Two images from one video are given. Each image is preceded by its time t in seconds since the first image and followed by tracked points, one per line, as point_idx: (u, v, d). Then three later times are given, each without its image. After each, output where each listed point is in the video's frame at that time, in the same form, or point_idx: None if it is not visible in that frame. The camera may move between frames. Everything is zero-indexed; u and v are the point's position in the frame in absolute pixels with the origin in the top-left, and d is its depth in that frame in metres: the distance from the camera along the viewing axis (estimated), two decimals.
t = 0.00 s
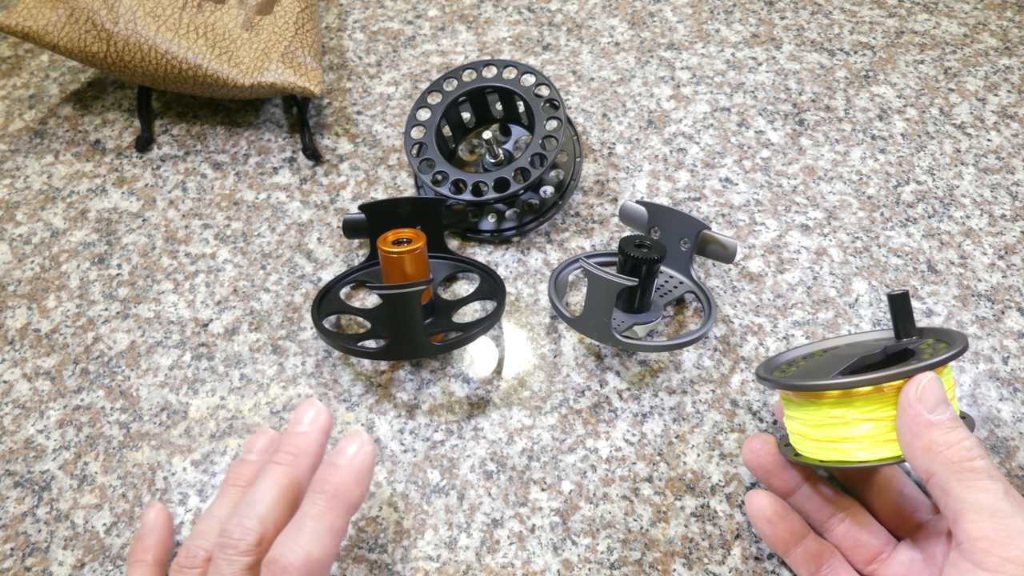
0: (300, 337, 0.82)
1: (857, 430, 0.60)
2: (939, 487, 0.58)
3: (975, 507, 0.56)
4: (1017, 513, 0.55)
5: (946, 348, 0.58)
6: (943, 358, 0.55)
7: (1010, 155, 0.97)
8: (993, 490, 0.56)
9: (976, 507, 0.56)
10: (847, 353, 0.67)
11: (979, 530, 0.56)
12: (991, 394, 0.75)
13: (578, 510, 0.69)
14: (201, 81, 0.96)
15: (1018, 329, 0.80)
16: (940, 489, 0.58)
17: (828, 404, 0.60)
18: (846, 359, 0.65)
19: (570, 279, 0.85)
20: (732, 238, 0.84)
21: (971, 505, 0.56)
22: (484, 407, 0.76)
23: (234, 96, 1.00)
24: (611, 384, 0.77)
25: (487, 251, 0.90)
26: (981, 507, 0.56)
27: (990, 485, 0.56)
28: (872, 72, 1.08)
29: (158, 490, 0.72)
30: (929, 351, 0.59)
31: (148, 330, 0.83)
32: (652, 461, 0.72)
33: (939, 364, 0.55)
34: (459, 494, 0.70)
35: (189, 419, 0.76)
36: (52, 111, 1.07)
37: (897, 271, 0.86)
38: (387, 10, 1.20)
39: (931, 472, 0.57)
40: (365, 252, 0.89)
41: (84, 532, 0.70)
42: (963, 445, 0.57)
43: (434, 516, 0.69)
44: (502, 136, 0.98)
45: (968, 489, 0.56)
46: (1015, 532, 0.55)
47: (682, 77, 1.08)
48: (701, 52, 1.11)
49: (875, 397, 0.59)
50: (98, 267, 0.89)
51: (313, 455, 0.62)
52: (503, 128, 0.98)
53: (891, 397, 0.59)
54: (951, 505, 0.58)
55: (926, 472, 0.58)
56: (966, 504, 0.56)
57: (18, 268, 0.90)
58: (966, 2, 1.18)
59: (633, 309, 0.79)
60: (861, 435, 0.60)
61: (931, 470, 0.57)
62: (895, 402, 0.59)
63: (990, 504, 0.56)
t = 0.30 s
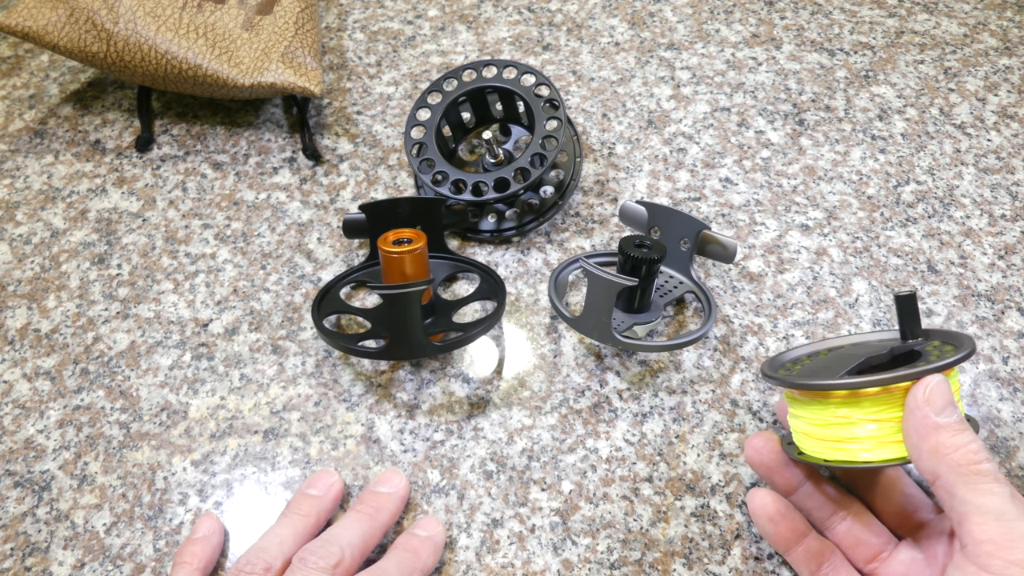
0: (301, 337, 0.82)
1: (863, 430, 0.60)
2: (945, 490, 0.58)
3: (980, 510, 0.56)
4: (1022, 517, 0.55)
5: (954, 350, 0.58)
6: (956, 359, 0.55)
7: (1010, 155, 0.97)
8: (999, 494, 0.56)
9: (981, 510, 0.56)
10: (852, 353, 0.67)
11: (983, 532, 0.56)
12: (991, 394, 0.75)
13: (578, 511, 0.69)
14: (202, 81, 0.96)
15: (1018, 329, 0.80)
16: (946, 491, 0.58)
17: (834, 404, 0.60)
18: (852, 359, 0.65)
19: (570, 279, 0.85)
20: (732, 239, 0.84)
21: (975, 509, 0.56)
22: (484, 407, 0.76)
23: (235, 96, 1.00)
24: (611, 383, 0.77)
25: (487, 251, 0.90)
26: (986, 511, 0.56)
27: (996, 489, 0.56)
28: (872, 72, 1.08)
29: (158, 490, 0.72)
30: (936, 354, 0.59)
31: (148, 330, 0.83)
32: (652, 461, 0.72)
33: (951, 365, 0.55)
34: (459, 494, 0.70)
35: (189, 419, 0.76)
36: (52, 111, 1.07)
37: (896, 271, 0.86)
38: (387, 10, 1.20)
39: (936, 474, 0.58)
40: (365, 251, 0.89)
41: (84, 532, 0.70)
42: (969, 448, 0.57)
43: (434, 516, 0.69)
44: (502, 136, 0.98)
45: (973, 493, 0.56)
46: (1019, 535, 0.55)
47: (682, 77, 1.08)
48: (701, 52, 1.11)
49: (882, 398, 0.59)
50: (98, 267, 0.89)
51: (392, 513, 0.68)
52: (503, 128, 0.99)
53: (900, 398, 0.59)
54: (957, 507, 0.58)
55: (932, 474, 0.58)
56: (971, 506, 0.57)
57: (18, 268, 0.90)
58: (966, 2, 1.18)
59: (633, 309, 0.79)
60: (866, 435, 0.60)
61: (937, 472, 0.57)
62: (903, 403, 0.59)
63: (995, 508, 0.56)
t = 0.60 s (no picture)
0: (301, 337, 0.82)
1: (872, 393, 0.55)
2: (961, 442, 0.56)
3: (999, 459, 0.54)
4: None
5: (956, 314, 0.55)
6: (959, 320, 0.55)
7: (1010, 155, 0.97)
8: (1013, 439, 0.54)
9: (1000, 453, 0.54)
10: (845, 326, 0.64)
11: (1000, 478, 0.54)
12: (991, 393, 0.75)
13: (578, 511, 0.69)
14: (201, 81, 0.96)
15: (1018, 329, 0.80)
16: (965, 443, 0.56)
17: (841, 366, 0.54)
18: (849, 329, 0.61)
19: (570, 279, 0.85)
20: (732, 239, 0.84)
21: (994, 453, 0.54)
22: (484, 407, 0.76)
23: (235, 96, 1.00)
24: (611, 383, 0.77)
25: (487, 251, 0.90)
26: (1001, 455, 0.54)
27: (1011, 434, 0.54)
28: (872, 72, 1.08)
29: (158, 490, 0.72)
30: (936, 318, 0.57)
31: (148, 330, 0.83)
32: (652, 461, 0.72)
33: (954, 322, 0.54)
34: (459, 494, 0.70)
35: (189, 419, 0.76)
36: (52, 111, 1.07)
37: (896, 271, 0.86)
38: (387, 10, 1.20)
39: (952, 427, 0.56)
40: (365, 251, 0.89)
41: (84, 532, 0.70)
42: (981, 402, 0.56)
43: (434, 516, 0.69)
44: (502, 136, 0.98)
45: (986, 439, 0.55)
46: None
47: (682, 77, 1.08)
48: (701, 52, 1.11)
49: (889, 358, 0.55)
50: (98, 267, 0.89)
51: (385, 516, 0.68)
52: (503, 128, 0.99)
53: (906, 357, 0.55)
54: (974, 458, 0.55)
55: (948, 427, 0.56)
56: (989, 453, 0.54)
57: (18, 268, 0.90)
58: (966, 2, 1.18)
59: (633, 309, 0.79)
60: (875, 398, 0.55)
61: (954, 423, 0.56)
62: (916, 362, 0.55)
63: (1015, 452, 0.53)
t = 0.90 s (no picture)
0: (301, 337, 0.82)
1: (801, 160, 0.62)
2: (905, 222, 0.56)
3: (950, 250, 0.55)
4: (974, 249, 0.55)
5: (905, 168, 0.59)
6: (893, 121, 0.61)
7: (1010, 155, 0.97)
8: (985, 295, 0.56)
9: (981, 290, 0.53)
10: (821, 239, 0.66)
11: (930, 252, 0.55)
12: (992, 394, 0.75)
13: (578, 511, 0.69)
14: (201, 81, 0.96)
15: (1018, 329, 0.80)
16: (910, 217, 0.56)
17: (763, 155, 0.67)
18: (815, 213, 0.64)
19: (570, 279, 0.85)
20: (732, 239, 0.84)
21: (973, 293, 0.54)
22: (484, 407, 0.76)
23: (234, 96, 1.00)
24: (611, 384, 0.77)
25: (487, 251, 0.90)
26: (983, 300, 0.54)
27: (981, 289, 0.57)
28: (872, 72, 1.08)
29: (158, 490, 0.72)
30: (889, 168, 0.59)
31: (148, 330, 0.83)
32: (652, 461, 0.72)
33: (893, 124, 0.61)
34: (459, 494, 0.70)
35: (189, 419, 0.76)
36: (52, 111, 1.07)
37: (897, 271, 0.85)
38: (387, 10, 1.20)
39: (903, 203, 0.56)
40: (365, 251, 0.89)
41: (84, 532, 0.70)
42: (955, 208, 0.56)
43: (434, 516, 0.69)
44: (502, 136, 0.98)
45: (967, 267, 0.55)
46: (970, 260, 0.54)
47: (682, 77, 1.08)
48: (701, 52, 1.11)
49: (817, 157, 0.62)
50: (98, 267, 0.89)
51: (382, 517, 0.68)
52: (503, 128, 0.99)
53: (846, 138, 0.63)
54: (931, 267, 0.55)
55: (899, 204, 0.56)
56: (929, 234, 0.55)
57: (18, 268, 0.90)
58: (966, 2, 1.18)
59: (633, 309, 0.79)
60: (797, 171, 0.61)
61: (908, 195, 0.56)
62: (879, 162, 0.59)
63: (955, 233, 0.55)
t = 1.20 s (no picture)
0: (301, 337, 0.82)
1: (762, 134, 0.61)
2: (865, 192, 0.56)
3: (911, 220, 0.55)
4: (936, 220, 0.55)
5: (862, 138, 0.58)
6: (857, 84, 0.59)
7: (1010, 155, 0.97)
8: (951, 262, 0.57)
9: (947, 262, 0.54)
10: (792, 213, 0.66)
11: (892, 224, 0.55)
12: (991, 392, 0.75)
13: (578, 511, 0.69)
14: (201, 81, 0.96)
15: (1017, 329, 0.80)
16: (869, 188, 0.56)
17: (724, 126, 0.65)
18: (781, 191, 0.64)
19: (570, 279, 0.85)
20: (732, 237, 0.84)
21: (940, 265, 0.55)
22: (484, 407, 0.76)
23: (234, 96, 1.00)
24: (611, 384, 0.77)
25: (487, 251, 0.90)
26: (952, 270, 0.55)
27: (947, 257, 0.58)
28: (872, 72, 1.08)
29: (158, 490, 0.72)
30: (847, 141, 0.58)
31: (148, 330, 0.83)
32: (652, 461, 0.72)
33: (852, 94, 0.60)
34: (459, 494, 0.70)
35: (189, 419, 0.76)
36: (52, 111, 1.07)
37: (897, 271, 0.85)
38: (387, 10, 1.20)
39: (861, 172, 0.56)
40: (365, 251, 0.89)
41: (84, 532, 0.70)
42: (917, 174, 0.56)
43: (434, 516, 0.69)
44: (502, 136, 0.98)
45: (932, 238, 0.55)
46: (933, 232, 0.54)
47: (682, 77, 1.08)
48: (701, 52, 1.11)
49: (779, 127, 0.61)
50: (98, 267, 0.89)
51: (381, 513, 0.68)
52: (503, 128, 0.99)
53: (803, 108, 0.61)
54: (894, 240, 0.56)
55: (857, 173, 0.56)
56: (890, 205, 0.55)
57: (18, 268, 0.90)
58: (966, 2, 1.18)
59: (633, 309, 0.79)
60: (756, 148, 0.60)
61: (867, 165, 0.55)
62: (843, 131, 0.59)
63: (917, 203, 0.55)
